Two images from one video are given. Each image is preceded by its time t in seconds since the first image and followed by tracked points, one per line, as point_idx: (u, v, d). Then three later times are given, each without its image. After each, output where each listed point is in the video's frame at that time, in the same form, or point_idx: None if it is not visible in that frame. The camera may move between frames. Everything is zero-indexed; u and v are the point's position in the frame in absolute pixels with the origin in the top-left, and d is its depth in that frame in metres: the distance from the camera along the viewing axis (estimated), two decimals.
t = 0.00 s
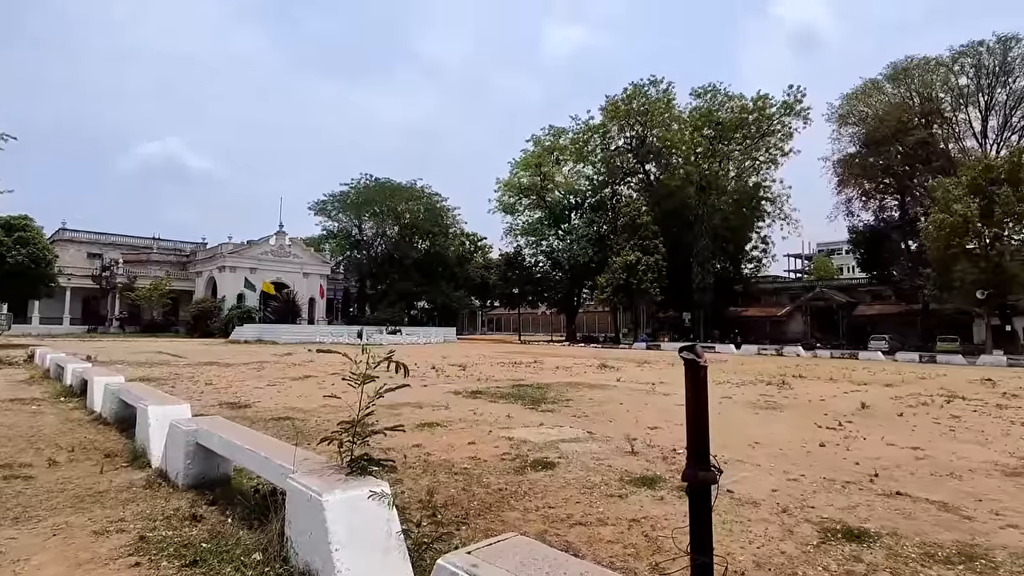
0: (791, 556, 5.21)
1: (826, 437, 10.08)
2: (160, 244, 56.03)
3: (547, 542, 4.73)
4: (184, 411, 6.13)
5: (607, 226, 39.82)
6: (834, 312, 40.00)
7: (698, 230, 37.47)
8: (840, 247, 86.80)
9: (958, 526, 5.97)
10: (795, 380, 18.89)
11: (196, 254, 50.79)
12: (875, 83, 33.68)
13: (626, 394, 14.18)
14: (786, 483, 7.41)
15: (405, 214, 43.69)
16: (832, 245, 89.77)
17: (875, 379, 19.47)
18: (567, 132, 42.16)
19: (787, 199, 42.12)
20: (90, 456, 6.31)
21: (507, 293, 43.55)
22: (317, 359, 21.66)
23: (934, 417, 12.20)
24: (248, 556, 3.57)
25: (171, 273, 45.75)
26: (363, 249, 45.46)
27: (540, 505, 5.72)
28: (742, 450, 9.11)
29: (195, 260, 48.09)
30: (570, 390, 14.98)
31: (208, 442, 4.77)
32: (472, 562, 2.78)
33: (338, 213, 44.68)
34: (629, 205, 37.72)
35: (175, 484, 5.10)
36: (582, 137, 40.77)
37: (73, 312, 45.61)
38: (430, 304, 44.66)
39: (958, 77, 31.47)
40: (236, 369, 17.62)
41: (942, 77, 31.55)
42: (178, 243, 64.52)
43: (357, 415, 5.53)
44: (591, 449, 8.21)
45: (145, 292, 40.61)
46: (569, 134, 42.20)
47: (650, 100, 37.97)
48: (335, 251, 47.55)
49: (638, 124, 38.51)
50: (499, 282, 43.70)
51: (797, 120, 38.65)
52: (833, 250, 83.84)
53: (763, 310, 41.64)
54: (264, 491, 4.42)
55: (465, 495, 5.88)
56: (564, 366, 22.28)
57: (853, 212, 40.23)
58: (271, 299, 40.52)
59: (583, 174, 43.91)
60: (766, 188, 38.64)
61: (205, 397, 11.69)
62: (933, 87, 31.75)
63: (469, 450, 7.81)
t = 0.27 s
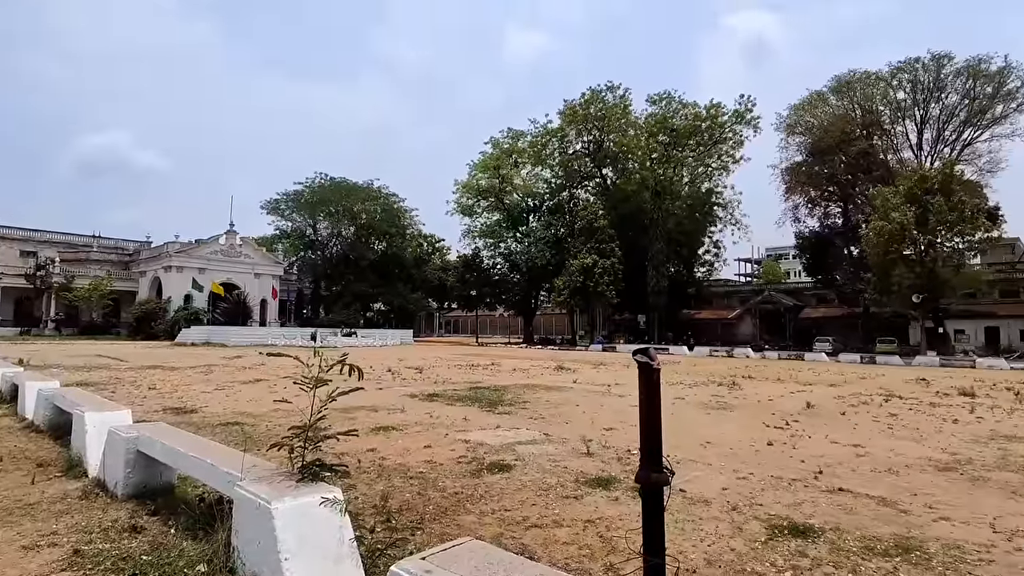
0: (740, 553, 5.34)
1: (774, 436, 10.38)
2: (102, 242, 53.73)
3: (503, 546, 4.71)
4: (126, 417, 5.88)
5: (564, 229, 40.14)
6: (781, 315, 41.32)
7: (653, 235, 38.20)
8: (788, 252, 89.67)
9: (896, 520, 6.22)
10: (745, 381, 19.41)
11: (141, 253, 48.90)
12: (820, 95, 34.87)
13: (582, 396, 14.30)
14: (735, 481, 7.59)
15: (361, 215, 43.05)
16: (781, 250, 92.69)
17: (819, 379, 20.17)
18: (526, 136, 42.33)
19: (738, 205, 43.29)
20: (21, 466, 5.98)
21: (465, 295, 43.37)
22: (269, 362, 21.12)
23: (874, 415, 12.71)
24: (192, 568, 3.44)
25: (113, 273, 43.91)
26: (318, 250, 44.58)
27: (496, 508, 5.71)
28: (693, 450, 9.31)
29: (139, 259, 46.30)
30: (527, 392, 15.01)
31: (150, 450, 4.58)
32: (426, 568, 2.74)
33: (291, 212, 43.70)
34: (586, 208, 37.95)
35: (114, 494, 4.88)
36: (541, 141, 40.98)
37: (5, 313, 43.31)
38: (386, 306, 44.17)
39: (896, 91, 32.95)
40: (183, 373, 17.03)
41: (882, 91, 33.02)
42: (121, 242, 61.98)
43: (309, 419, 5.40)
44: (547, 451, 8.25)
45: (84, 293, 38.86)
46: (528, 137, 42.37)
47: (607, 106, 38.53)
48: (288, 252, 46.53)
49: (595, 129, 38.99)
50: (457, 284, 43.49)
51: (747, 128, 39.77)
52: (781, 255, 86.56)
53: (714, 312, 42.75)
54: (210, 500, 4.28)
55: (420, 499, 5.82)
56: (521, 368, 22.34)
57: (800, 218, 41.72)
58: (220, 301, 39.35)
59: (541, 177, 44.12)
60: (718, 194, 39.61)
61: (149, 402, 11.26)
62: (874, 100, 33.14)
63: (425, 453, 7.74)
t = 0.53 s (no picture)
0: (689, 552, 5.44)
1: (722, 436, 10.64)
2: (33, 240, 50.95)
3: (456, 550, 4.67)
4: (57, 423, 5.58)
5: (520, 232, 40.26)
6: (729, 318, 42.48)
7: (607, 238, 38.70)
8: (736, 257, 92.34)
9: (836, 515, 6.45)
10: (694, 383, 19.86)
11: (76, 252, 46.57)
12: (767, 106, 36.05)
13: (536, 398, 14.36)
14: (685, 481, 7.74)
15: (313, 214, 42.15)
16: (729, 256, 95.33)
17: (765, 380, 20.80)
18: (482, 138, 42.27)
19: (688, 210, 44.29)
20: None
21: (419, 297, 42.88)
22: (214, 366, 20.41)
23: (815, 415, 13.17)
24: None
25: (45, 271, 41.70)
26: (267, 249, 43.38)
27: (449, 512, 5.65)
28: (644, 450, 9.46)
29: (74, 257, 44.09)
30: (481, 394, 14.98)
31: (82, 458, 4.35)
32: None
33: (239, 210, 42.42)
34: (542, 212, 38.15)
35: (43, 505, 4.62)
36: (497, 143, 40.97)
37: None
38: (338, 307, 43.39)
39: (837, 104, 34.33)
40: (121, 377, 16.28)
41: (824, 104, 34.36)
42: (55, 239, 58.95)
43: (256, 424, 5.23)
44: (501, 454, 8.23)
45: (13, 292, 36.77)
46: (484, 139, 42.31)
47: (563, 110, 38.88)
48: (236, 251, 45.16)
49: (551, 133, 39.28)
50: (411, 285, 43.04)
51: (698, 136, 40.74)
52: (729, 260, 88.93)
53: (665, 315, 43.63)
54: (148, 510, 4.09)
55: (372, 505, 5.72)
56: (475, 371, 22.27)
57: (747, 224, 43.02)
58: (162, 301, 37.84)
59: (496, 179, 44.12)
60: (670, 199, 40.41)
61: (83, 408, 10.71)
62: (817, 112, 34.43)
63: (377, 458, 7.62)
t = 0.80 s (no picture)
0: (639, 550, 5.51)
1: (671, 436, 10.84)
2: None
3: (407, 556, 4.60)
4: None
5: (475, 233, 40.18)
6: (679, 320, 43.42)
7: (561, 241, 39.02)
8: (686, 260, 94.50)
9: (778, 512, 6.66)
10: (645, 383, 20.20)
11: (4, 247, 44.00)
12: (716, 114, 37.03)
13: (490, 400, 14.34)
14: (635, 480, 7.86)
15: (262, 212, 41.02)
16: (680, 259, 97.45)
17: (713, 381, 21.33)
18: (438, 138, 41.99)
19: (641, 214, 45.06)
20: None
21: (373, 297, 42.29)
22: (155, 369, 19.61)
23: (760, 414, 13.57)
24: None
25: None
26: (213, 247, 41.92)
27: (401, 516, 5.57)
28: (596, 451, 9.56)
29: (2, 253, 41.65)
30: (434, 397, 14.85)
31: (6, 468, 4.10)
32: None
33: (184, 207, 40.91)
34: (497, 213, 38.23)
35: None
36: (453, 144, 40.78)
37: None
38: (288, 307, 42.40)
39: (782, 115, 35.54)
40: (53, 381, 15.46)
41: (770, 114, 35.51)
42: None
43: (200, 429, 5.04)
44: (454, 456, 8.18)
45: None
46: (440, 140, 42.04)
47: (519, 112, 39.05)
48: (180, 249, 43.55)
49: (507, 135, 39.39)
50: (364, 286, 42.45)
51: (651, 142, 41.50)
52: (679, 263, 90.92)
53: (618, 317, 44.28)
54: (81, 522, 3.91)
55: (321, 511, 5.60)
56: (429, 373, 22.07)
57: (697, 229, 44.10)
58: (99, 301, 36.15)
59: (452, 180, 43.90)
60: (623, 203, 41.03)
61: (11, 414, 10.13)
62: (763, 122, 35.55)
63: (327, 462, 7.46)
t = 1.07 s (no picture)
0: (588, 549, 5.55)
1: (620, 435, 11.00)
2: None
3: (355, 561, 4.51)
4: None
5: (427, 233, 39.85)
6: (629, 321, 44.16)
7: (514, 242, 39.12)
8: (636, 263, 96.22)
9: (722, 508, 6.84)
10: (596, 384, 20.45)
11: None
12: (666, 120, 37.82)
13: (441, 401, 14.24)
14: (585, 480, 7.93)
15: (205, 208, 39.56)
16: (630, 261, 99.18)
17: (661, 381, 21.76)
18: (390, 136, 41.46)
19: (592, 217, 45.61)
20: None
21: (322, 297, 41.56)
22: (87, 371, 18.67)
23: (705, 413, 13.92)
24: None
25: None
26: (152, 244, 40.08)
27: (349, 521, 5.46)
28: (547, 451, 9.61)
29: None
30: (384, 398, 14.65)
31: None
32: None
33: (121, 201, 39.08)
34: (450, 214, 38.06)
35: None
36: (406, 143, 40.32)
37: None
38: (232, 307, 41.09)
39: (728, 123, 36.61)
40: None
41: (717, 122, 36.52)
42: None
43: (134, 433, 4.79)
44: (404, 459, 8.08)
45: None
46: (392, 138, 41.52)
47: (473, 113, 38.96)
48: (116, 245, 41.61)
49: (461, 135, 39.25)
50: (313, 286, 41.63)
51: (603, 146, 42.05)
52: (630, 265, 92.48)
53: (570, 318, 44.66)
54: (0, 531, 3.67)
55: (265, 517, 5.43)
56: (379, 374, 21.77)
57: (647, 232, 44.94)
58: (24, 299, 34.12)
59: (404, 179, 43.41)
60: (575, 206, 41.43)
61: None
62: (711, 129, 36.51)
63: (272, 467, 7.25)
